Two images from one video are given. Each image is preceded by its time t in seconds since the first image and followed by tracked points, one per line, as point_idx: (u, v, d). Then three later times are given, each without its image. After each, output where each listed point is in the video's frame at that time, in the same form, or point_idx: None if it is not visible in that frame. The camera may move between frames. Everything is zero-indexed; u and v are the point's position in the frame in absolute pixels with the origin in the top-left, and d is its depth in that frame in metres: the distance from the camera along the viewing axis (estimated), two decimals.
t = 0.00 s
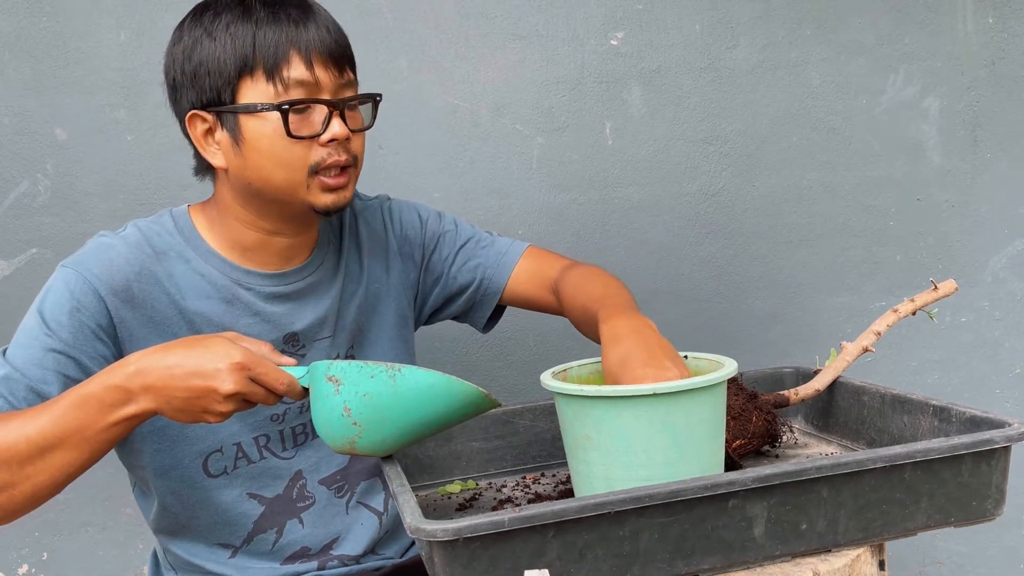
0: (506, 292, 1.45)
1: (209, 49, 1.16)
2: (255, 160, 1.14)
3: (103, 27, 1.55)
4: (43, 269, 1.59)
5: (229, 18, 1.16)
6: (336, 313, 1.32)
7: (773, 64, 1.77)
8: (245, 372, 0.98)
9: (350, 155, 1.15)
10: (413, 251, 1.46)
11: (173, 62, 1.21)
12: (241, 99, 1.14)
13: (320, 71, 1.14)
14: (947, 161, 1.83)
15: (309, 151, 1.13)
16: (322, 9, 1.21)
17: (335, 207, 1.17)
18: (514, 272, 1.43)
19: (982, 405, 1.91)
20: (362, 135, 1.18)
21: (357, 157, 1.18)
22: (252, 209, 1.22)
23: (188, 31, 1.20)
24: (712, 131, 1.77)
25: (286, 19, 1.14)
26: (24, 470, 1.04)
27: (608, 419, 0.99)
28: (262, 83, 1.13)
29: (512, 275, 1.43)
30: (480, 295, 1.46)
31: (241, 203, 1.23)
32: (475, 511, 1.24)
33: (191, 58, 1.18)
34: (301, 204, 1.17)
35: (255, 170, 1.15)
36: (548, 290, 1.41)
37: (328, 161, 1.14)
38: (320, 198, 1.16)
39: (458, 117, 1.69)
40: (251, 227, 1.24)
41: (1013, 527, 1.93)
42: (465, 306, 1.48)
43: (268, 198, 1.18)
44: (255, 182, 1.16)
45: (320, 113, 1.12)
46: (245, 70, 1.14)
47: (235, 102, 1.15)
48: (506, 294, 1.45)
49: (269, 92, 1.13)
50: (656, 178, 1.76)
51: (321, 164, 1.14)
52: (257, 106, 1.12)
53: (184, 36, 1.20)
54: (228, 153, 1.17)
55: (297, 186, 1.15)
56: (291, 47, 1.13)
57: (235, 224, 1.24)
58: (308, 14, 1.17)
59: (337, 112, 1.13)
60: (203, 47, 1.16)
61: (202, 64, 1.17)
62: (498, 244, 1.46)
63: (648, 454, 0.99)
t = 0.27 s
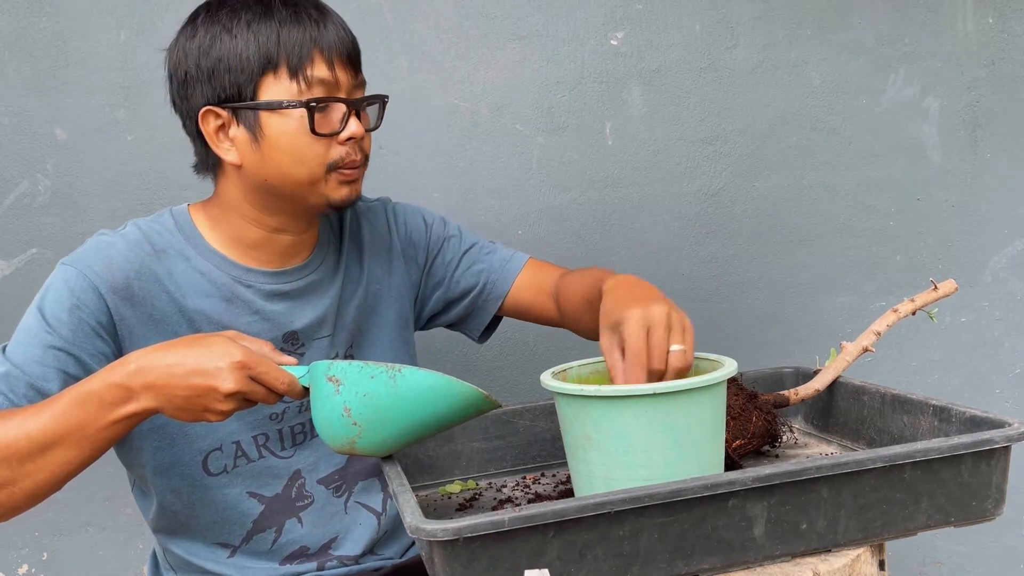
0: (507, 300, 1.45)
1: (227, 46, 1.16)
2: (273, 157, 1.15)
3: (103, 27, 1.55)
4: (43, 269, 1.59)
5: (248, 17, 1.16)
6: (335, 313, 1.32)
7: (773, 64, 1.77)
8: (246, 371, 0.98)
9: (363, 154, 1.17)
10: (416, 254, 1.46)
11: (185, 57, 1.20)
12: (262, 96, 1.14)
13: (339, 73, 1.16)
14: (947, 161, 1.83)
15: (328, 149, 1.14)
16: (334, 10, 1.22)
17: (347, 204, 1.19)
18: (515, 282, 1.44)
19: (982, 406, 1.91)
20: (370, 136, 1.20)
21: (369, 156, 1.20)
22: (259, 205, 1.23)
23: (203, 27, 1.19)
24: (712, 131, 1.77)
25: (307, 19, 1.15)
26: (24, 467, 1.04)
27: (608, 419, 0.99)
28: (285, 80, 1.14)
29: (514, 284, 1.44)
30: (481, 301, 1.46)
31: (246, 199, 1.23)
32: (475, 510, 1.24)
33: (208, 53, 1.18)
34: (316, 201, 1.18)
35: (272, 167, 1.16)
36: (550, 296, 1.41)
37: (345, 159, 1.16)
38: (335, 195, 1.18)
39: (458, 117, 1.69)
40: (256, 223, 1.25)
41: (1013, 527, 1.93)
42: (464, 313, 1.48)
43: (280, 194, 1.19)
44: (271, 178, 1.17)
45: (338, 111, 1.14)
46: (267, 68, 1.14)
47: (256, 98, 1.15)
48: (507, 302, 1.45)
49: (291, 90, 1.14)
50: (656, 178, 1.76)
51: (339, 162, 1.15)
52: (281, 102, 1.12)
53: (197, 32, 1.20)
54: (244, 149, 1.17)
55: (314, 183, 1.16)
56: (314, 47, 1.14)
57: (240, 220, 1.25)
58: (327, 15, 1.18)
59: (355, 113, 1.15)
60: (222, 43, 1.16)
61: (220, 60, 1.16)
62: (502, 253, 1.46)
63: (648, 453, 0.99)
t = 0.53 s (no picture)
0: (510, 313, 1.47)
1: (233, 47, 1.16)
2: (276, 159, 1.15)
3: (103, 27, 1.55)
4: (43, 269, 1.59)
5: (254, 18, 1.16)
6: (336, 313, 1.32)
7: (773, 64, 1.77)
8: (246, 374, 0.98)
9: (365, 159, 1.17)
10: (421, 260, 1.46)
11: (190, 56, 1.20)
12: (266, 98, 1.15)
13: (344, 76, 1.16)
14: (947, 161, 1.83)
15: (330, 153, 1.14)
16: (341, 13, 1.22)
17: (347, 209, 1.20)
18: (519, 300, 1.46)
19: (981, 406, 1.91)
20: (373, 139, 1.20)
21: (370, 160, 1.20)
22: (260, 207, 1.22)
23: (209, 27, 1.19)
24: (712, 131, 1.77)
25: (313, 22, 1.15)
26: (27, 472, 1.04)
27: (608, 419, 0.99)
28: (290, 83, 1.14)
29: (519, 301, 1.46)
30: (484, 313, 1.47)
31: (246, 200, 1.23)
32: (475, 510, 1.24)
33: (213, 54, 1.18)
34: (316, 205, 1.18)
35: (275, 169, 1.16)
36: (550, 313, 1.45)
37: (347, 164, 1.16)
38: (337, 199, 1.18)
39: (458, 117, 1.69)
40: (257, 224, 1.25)
41: (1013, 527, 1.93)
42: (464, 325, 1.49)
43: (282, 196, 1.18)
44: (273, 180, 1.17)
45: (342, 116, 1.14)
46: (272, 70, 1.14)
47: (260, 100, 1.15)
48: (511, 313, 1.47)
49: (295, 93, 1.14)
50: (656, 178, 1.76)
51: (341, 166, 1.16)
52: (286, 106, 1.13)
53: (203, 32, 1.20)
54: (247, 151, 1.17)
55: (315, 186, 1.16)
56: (319, 51, 1.14)
57: (241, 220, 1.25)
58: (333, 18, 1.18)
59: (358, 117, 1.15)
60: (227, 44, 1.16)
61: (225, 61, 1.16)
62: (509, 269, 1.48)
63: (649, 453, 0.99)
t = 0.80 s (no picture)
0: (510, 317, 1.47)
1: (237, 45, 1.16)
2: (275, 158, 1.15)
3: (103, 27, 1.55)
4: (43, 269, 1.59)
5: (260, 18, 1.16)
6: (337, 313, 1.32)
7: (773, 64, 1.77)
8: (247, 375, 0.98)
9: (366, 161, 1.17)
10: (419, 264, 1.46)
11: (197, 53, 1.20)
12: (268, 97, 1.15)
13: (347, 78, 1.15)
14: (947, 161, 1.83)
15: (330, 153, 1.14)
16: (349, 15, 1.22)
17: (347, 211, 1.19)
18: (518, 304, 1.46)
19: (981, 405, 1.91)
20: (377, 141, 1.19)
21: (372, 162, 1.19)
22: (262, 206, 1.22)
23: (215, 25, 1.19)
24: (712, 131, 1.77)
25: (318, 23, 1.15)
26: (27, 472, 1.04)
27: (610, 420, 0.99)
28: (291, 82, 1.14)
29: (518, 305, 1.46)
30: (484, 316, 1.47)
31: (249, 199, 1.23)
32: (475, 510, 1.24)
33: (218, 51, 1.18)
34: (315, 205, 1.18)
35: (275, 168, 1.16)
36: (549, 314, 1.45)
37: (347, 165, 1.15)
38: (335, 201, 1.18)
39: (458, 117, 1.69)
40: (259, 224, 1.25)
41: (1012, 527, 1.93)
42: (464, 329, 1.50)
43: (283, 196, 1.18)
44: (273, 179, 1.17)
45: (343, 116, 1.14)
46: (275, 69, 1.14)
47: (262, 98, 1.15)
48: (510, 317, 1.47)
49: (296, 92, 1.14)
50: (656, 178, 1.76)
51: (340, 167, 1.15)
52: (286, 104, 1.13)
53: (210, 30, 1.20)
54: (247, 149, 1.17)
55: (314, 186, 1.16)
56: (323, 52, 1.14)
57: (243, 219, 1.25)
58: (339, 20, 1.18)
59: (359, 118, 1.15)
60: (232, 43, 1.16)
61: (229, 59, 1.16)
62: (508, 273, 1.48)
63: (650, 454, 0.99)
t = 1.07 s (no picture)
0: (511, 300, 1.45)
1: (234, 45, 1.16)
2: (270, 158, 1.15)
3: (103, 27, 1.55)
4: (43, 269, 1.59)
5: (258, 18, 1.17)
6: (337, 313, 1.32)
7: (773, 64, 1.77)
8: (246, 374, 0.98)
9: (362, 163, 1.15)
10: (418, 254, 1.46)
11: (196, 53, 1.21)
12: (263, 97, 1.15)
13: (343, 78, 1.14)
14: (947, 161, 1.83)
15: (325, 154, 1.13)
16: (349, 16, 1.21)
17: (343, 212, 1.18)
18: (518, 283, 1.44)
19: (981, 406, 1.91)
20: (377, 142, 1.18)
21: (370, 164, 1.18)
22: (262, 207, 1.22)
23: (214, 25, 1.20)
24: (712, 131, 1.77)
25: (315, 24, 1.15)
26: (27, 470, 1.04)
27: (610, 419, 0.99)
28: (285, 82, 1.14)
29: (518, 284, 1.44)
30: (484, 302, 1.46)
31: (249, 199, 1.23)
32: (475, 510, 1.24)
33: (216, 52, 1.18)
34: (311, 206, 1.18)
35: (270, 169, 1.16)
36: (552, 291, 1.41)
37: (341, 166, 1.15)
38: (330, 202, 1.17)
39: (458, 117, 1.69)
40: (258, 224, 1.25)
41: (1012, 527, 1.93)
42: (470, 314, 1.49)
43: (280, 197, 1.18)
44: (269, 180, 1.17)
45: (338, 118, 1.13)
46: (270, 70, 1.14)
47: (257, 99, 1.15)
48: (512, 300, 1.45)
49: (291, 93, 1.13)
50: (656, 178, 1.76)
51: (334, 168, 1.14)
52: (280, 105, 1.12)
53: (210, 30, 1.20)
54: (243, 150, 1.17)
55: (308, 186, 1.15)
56: (318, 52, 1.13)
57: (243, 219, 1.25)
58: (337, 20, 1.18)
59: (355, 119, 1.14)
60: (229, 43, 1.17)
61: (226, 59, 1.17)
62: (505, 252, 1.45)
63: (650, 453, 0.99)
